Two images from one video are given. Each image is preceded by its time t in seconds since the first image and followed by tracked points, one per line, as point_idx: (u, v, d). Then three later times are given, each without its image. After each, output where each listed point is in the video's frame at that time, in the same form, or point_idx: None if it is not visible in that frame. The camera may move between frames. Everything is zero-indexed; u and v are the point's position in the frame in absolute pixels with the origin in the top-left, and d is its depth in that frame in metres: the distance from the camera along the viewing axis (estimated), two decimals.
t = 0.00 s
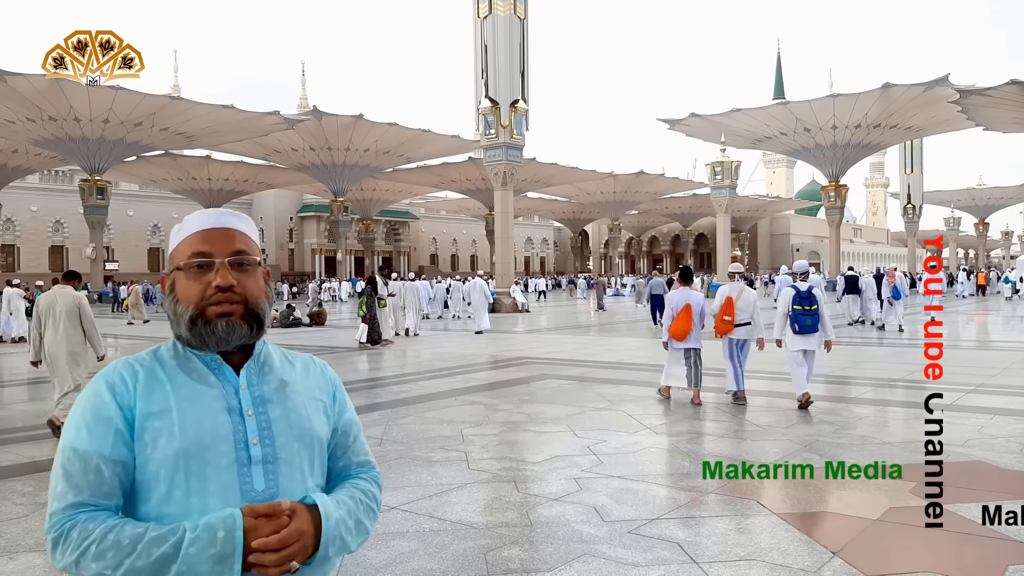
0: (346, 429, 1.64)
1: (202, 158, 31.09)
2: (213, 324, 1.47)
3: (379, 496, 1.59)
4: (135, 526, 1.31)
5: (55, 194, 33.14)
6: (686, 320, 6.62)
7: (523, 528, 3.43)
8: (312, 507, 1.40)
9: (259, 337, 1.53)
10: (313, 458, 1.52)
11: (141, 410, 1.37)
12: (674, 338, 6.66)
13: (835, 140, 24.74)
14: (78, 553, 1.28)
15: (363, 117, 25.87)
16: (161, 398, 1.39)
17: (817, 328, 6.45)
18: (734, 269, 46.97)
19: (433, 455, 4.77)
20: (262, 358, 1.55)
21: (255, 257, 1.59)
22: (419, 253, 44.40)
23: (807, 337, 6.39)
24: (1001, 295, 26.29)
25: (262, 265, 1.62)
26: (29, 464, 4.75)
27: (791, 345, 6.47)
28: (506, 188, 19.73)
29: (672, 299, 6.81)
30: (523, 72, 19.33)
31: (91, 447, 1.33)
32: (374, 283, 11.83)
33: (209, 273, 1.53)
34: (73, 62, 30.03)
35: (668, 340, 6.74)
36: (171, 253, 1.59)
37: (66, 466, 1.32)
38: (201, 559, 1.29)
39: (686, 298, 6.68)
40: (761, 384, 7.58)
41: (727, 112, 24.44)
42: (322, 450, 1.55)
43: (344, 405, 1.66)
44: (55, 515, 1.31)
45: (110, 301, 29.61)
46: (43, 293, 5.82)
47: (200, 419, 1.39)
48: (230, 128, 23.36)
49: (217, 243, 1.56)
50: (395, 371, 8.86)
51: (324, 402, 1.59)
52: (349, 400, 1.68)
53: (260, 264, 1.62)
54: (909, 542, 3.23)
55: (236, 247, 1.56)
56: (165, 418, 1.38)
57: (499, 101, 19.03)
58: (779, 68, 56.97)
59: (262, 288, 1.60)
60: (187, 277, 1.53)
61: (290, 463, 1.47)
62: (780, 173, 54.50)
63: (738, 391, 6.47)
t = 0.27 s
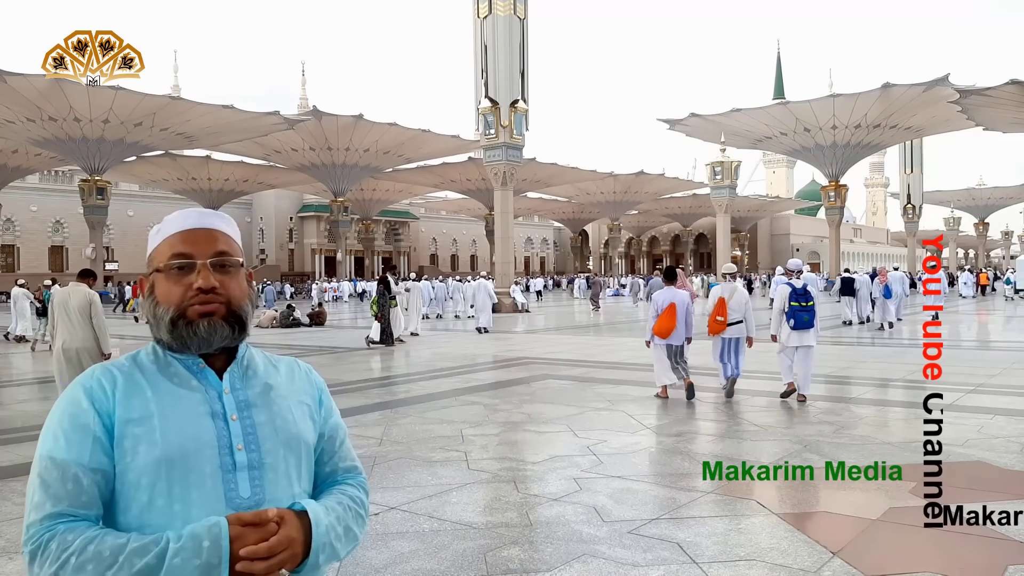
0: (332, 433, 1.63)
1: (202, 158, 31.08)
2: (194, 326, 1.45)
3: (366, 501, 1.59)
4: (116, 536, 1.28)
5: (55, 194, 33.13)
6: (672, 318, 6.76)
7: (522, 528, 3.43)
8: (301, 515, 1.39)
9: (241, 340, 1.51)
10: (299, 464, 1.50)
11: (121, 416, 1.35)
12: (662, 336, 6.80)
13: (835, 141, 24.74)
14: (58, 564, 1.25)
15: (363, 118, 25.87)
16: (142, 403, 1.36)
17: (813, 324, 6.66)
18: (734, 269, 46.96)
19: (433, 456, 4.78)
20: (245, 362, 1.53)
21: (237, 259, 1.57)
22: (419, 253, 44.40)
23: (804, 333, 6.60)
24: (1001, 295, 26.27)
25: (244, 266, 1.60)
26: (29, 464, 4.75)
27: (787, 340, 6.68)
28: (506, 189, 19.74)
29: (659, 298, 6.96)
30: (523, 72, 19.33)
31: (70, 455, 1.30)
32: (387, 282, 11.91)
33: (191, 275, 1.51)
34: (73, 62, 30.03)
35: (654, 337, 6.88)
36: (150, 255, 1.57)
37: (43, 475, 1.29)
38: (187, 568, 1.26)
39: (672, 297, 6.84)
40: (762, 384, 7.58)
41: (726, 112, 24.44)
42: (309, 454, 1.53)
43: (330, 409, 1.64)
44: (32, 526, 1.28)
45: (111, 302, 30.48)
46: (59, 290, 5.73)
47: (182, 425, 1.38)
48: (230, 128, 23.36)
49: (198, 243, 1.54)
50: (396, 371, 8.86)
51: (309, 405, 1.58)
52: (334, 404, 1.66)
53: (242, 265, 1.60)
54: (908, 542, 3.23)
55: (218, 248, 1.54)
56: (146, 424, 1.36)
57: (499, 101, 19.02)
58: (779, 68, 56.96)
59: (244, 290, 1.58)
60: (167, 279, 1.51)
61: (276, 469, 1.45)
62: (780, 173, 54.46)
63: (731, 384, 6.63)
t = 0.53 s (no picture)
0: (328, 436, 1.63)
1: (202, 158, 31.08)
2: (186, 329, 1.45)
3: (363, 504, 1.59)
4: (107, 545, 1.28)
5: (55, 195, 33.13)
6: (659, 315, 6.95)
7: (522, 529, 3.43)
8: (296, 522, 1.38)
9: (235, 342, 1.51)
10: (294, 469, 1.50)
11: (111, 423, 1.35)
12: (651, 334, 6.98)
13: (835, 141, 24.74)
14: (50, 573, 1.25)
15: (363, 118, 25.86)
16: (132, 409, 1.37)
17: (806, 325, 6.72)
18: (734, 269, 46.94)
19: (433, 456, 4.78)
20: (238, 364, 1.53)
21: (228, 260, 1.57)
22: (420, 253, 44.40)
23: (798, 333, 6.66)
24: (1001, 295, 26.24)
25: (237, 267, 1.60)
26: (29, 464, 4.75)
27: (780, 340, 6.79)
28: (506, 189, 19.76)
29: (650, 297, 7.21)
30: (524, 72, 19.32)
31: (59, 462, 1.30)
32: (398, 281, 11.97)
33: (182, 276, 1.51)
34: (73, 62, 30.03)
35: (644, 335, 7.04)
36: (141, 257, 1.56)
37: (33, 484, 1.29)
38: None
39: (661, 296, 7.06)
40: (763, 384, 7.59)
41: (727, 112, 24.44)
42: (303, 459, 1.53)
43: (325, 412, 1.64)
44: (23, 535, 1.28)
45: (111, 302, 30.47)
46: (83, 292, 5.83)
47: (174, 431, 1.37)
48: (231, 128, 23.36)
49: (189, 244, 1.53)
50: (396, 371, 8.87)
51: (304, 409, 1.57)
52: (330, 407, 1.66)
53: (235, 266, 1.59)
54: (908, 542, 3.23)
55: (209, 249, 1.54)
56: (136, 430, 1.36)
57: (499, 101, 19.02)
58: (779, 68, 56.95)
59: (237, 290, 1.58)
60: (158, 280, 1.50)
61: (270, 474, 1.45)
62: (780, 173, 54.45)
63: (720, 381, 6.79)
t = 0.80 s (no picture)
0: (328, 436, 1.62)
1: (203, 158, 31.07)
2: (183, 333, 1.45)
3: (364, 505, 1.59)
4: (102, 550, 1.28)
5: (55, 195, 33.11)
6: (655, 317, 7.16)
7: (523, 529, 3.43)
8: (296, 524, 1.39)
9: (233, 345, 1.52)
10: (292, 469, 1.50)
11: (107, 426, 1.35)
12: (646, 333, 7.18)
13: (835, 140, 24.76)
14: None
15: (363, 118, 25.86)
16: (128, 412, 1.37)
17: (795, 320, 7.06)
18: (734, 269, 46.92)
19: (433, 456, 4.78)
20: (237, 365, 1.53)
21: (226, 261, 1.56)
22: (420, 253, 44.41)
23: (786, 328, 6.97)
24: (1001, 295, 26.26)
25: (235, 269, 1.60)
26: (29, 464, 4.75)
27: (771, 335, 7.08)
28: (507, 189, 19.79)
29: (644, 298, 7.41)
30: (524, 73, 19.33)
31: (55, 467, 1.30)
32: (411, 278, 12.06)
33: (179, 278, 1.51)
34: (73, 62, 30.03)
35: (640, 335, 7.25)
36: (139, 258, 1.56)
37: (28, 489, 1.29)
38: None
39: (656, 297, 7.27)
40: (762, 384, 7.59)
41: (727, 112, 24.44)
42: (302, 459, 1.54)
43: (326, 411, 1.64)
44: (18, 540, 1.28)
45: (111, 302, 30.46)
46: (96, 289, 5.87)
47: (171, 434, 1.38)
48: (231, 128, 23.36)
49: (187, 245, 1.53)
50: (397, 371, 8.87)
51: (304, 410, 1.57)
52: (331, 406, 1.66)
53: (233, 267, 1.59)
54: (909, 543, 3.23)
55: (207, 251, 1.54)
56: (133, 434, 1.35)
57: (499, 101, 19.02)
58: (779, 68, 56.94)
59: (235, 292, 1.58)
60: (155, 282, 1.50)
61: (268, 476, 1.45)
62: (780, 173, 54.46)
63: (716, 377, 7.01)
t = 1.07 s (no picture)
0: (328, 435, 1.62)
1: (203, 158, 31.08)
2: (181, 333, 1.45)
3: (365, 504, 1.59)
4: (102, 552, 1.29)
5: (56, 195, 33.12)
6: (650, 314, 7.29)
7: (522, 529, 3.43)
8: (296, 524, 1.39)
9: (232, 344, 1.52)
10: (292, 470, 1.50)
11: (106, 428, 1.35)
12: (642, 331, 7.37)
13: (836, 140, 24.75)
14: None
15: (364, 118, 25.85)
16: (127, 413, 1.37)
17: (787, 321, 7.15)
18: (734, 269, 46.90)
19: (433, 456, 4.79)
20: (236, 364, 1.53)
21: (225, 261, 1.57)
22: (420, 253, 44.41)
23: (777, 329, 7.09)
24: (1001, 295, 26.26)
25: (234, 268, 1.60)
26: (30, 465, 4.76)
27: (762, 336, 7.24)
28: (507, 189, 19.79)
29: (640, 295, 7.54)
30: (524, 73, 19.32)
31: (54, 468, 1.30)
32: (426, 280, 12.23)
33: (178, 278, 1.51)
34: (73, 62, 30.04)
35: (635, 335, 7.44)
36: (138, 258, 1.57)
37: (28, 491, 1.29)
38: None
39: (651, 295, 7.39)
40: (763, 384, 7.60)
41: (727, 112, 24.43)
42: (301, 459, 1.53)
43: (325, 410, 1.64)
44: (18, 542, 1.28)
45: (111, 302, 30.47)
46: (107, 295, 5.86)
47: (169, 435, 1.38)
48: (232, 128, 23.35)
49: (185, 245, 1.54)
50: (397, 372, 8.88)
51: (303, 409, 1.58)
52: (331, 405, 1.66)
53: (231, 267, 1.59)
54: (910, 543, 3.24)
55: (205, 251, 1.54)
56: (132, 435, 1.36)
57: (500, 101, 19.01)
58: (779, 67, 56.89)
59: (233, 292, 1.58)
60: (153, 282, 1.50)
61: (267, 476, 1.46)
62: (781, 173, 54.47)
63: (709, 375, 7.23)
